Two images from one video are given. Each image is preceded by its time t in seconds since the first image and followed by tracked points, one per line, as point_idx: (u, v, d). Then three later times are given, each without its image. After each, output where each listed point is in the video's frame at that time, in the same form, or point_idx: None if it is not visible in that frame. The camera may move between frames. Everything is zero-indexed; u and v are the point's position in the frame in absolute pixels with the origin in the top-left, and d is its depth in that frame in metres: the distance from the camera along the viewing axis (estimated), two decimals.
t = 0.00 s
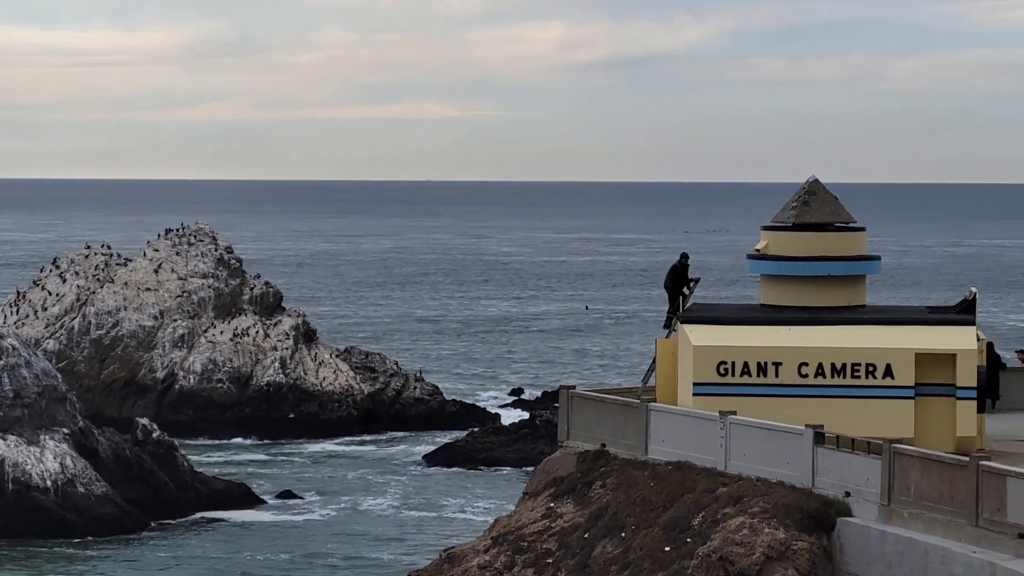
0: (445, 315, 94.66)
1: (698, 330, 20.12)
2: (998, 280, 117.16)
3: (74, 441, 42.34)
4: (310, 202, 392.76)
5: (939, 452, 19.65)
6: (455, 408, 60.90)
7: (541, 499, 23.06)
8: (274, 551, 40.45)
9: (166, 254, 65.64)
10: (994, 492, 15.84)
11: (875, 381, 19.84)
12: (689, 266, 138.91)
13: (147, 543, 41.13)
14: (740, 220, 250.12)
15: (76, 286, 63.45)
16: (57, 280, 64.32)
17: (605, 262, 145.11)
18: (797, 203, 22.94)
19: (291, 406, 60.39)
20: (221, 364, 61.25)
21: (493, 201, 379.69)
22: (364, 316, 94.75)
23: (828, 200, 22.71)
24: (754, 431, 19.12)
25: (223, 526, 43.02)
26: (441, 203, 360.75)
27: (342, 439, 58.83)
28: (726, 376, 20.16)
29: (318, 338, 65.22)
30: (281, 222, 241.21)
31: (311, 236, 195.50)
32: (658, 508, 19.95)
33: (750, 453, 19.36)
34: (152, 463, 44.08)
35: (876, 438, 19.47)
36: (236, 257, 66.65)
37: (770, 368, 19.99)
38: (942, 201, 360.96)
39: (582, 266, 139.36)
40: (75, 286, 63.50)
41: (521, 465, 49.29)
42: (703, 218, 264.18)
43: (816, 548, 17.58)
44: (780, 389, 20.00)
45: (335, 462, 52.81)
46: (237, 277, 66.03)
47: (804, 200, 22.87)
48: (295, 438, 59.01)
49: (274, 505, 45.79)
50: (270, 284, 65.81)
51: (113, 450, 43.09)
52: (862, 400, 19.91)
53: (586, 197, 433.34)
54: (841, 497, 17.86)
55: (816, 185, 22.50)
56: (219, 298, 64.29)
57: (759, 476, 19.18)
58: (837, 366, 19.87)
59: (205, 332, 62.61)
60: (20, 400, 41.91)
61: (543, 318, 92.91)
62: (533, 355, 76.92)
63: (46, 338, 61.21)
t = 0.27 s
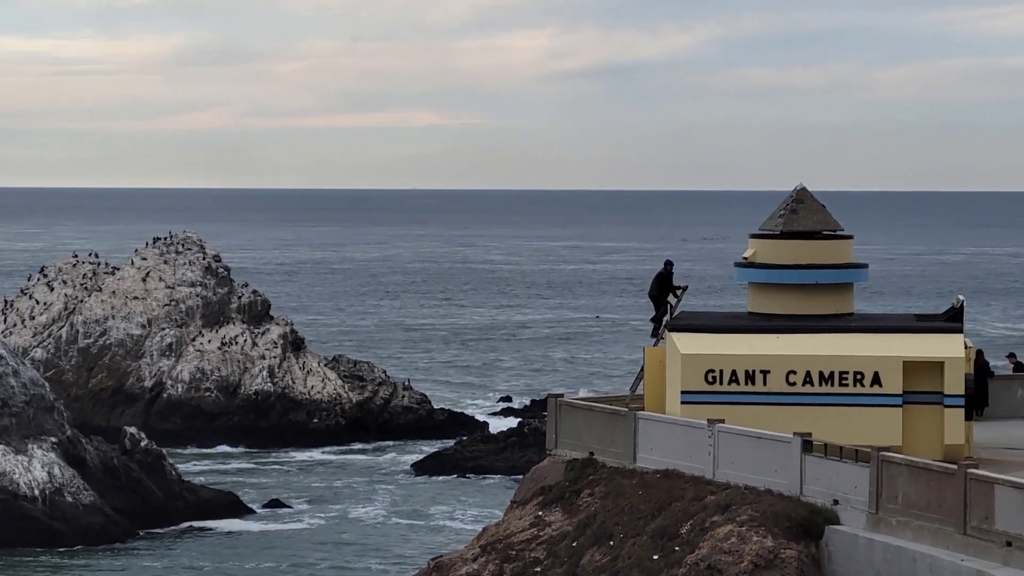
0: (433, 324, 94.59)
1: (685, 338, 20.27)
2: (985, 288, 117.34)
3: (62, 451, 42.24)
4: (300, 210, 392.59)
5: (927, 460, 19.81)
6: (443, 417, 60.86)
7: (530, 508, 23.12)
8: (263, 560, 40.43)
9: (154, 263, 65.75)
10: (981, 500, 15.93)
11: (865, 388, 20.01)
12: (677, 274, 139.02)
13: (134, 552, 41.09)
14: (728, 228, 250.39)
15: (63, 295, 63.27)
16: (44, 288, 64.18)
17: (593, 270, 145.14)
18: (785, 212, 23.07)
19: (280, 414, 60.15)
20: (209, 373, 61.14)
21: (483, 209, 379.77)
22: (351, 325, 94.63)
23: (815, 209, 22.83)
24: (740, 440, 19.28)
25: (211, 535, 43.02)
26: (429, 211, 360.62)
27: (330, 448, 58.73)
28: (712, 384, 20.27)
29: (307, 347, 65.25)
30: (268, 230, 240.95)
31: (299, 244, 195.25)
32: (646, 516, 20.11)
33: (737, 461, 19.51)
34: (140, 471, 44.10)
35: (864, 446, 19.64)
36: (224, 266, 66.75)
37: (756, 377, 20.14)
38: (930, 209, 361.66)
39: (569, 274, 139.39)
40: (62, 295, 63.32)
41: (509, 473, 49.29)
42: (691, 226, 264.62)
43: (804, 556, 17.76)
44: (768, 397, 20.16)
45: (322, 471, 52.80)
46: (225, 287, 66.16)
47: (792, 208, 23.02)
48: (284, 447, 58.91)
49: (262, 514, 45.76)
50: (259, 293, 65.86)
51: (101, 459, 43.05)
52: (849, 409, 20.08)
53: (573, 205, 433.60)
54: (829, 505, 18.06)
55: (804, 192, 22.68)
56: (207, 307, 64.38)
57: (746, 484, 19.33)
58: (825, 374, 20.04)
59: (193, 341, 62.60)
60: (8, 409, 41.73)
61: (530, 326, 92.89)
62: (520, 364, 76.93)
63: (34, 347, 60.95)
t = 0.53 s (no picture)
0: (421, 327, 94.51)
1: (678, 345, 21.58)
2: (974, 291, 117.35)
3: (51, 454, 42.05)
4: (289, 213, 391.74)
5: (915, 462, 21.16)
6: (433, 421, 60.59)
7: (518, 512, 23.54)
8: (253, 564, 40.44)
9: (142, 266, 65.56)
10: (971, 506, 17.03)
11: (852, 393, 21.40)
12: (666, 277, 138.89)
13: (123, 557, 41.05)
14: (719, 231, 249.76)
15: (53, 298, 63.54)
16: (33, 291, 64.26)
17: (582, 273, 144.99)
18: (773, 215, 23.48)
19: (270, 418, 59.98)
20: (198, 377, 60.89)
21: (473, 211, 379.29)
22: (339, 328, 94.50)
23: (804, 212, 23.37)
24: (730, 444, 20.50)
25: (201, 539, 42.99)
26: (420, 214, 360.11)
27: (320, 452, 58.49)
28: (702, 388, 21.73)
29: (296, 350, 64.82)
30: (258, 234, 239.94)
31: (287, 246, 194.73)
32: (637, 519, 21.18)
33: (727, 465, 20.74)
34: (129, 475, 43.99)
35: (854, 450, 20.89)
36: (214, 269, 66.46)
37: (747, 381, 21.52)
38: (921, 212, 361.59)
39: (558, 277, 139.22)
40: (51, 298, 63.59)
41: (499, 477, 49.21)
42: (681, 229, 263.90)
43: (794, 559, 18.96)
44: (757, 401, 21.59)
45: (312, 475, 52.64)
46: (214, 290, 65.76)
47: (780, 211, 23.46)
48: (273, 451, 58.66)
49: (253, 518, 45.69)
50: (248, 295, 65.24)
51: (90, 462, 42.91)
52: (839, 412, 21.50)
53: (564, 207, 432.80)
54: (818, 509, 19.33)
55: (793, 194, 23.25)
56: (196, 311, 63.96)
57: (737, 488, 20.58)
58: (815, 378, 21.46)
59: (182, 345, 62.41)
60: None
61: (518, 330, 92.84)
62: (510, 367, 77.00)
63: (23, 351, 61.27)
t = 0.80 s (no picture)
0: (404, 333, 94.48)
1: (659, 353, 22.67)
2: (956, 296, 117.69)
3: (35, 460, 41.95)
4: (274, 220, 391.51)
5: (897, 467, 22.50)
6: (417, 426, 60.78)
7: (502, 517, 24.25)
8: (236, 569, 40.45)
9: (126, 271, 65.52)
10: (954, 509, 18.18)
11: (834, 395, 22.33)
12: (650, 283, 139.05)
13: (107, 563, 40.97)
14: (702, 237, 249.60)
15: (36, 304, 63.21)
16: (16, 298, 64.12)
17: (566, 279, 144.94)
18: (757, 220, 23.68)
19: (254, 423, 60.29)
20: (183, 382, 61.05)
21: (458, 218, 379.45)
22: (322, 334, 94.42)
23: (788, 216, 23.55)
24: (712, 448, 21.68)
25: (184, 545, 42.92)
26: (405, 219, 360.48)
27: (303, 458, 58.64)
28: (685, 394, 22.63)
29: (280, 356, 65.14)
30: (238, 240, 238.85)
31: (270, 253, 194.65)
32: (620, 524, 22.21)
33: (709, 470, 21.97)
34: (112, 481, 43.90)
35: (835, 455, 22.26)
36: (197, 275, 66.56)
37: (727, 387, 22.54)
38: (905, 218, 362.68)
39: (542, 283, 139.27)
40: (34, 304, 63.25)
41: (483, 482, 49.16)
42: (664, 235, 263.49)
43: (777, 564, 20.28)
44: (740, 405, 22.73)
45: (296, 480, 52.80)
46: (198, 295, 65.85)
47: (764, 217, 23.61)
48: (256, 458, 58.88)
49: (237, 523, 45.56)
50: (232, 302, 65.68)
51: (74, 469, 42.82)
52: (822, 416, 22.77)
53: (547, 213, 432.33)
54: (801, 513, 20.60)
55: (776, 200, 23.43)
56: (180, 316, 64.04)
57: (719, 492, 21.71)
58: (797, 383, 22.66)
59: (166, 350, 62.39)
60: None
61: (502, 335, 92.90)
62: (493, 372, 77.07)
63: (6, 357, 60.57)
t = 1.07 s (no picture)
0: (382, 337, 94.29)
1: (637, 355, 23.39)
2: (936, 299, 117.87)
3: (10, 465, 42.22)
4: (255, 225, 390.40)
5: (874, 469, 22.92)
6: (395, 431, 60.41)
7: (480, 521, 24.72)
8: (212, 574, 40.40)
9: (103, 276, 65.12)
10: (931, 513, 19.29)
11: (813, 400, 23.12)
12: (630, 287, 138.94)
13: (82, 567, 40.88)
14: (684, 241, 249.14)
15: (12, 308, 63.29)
16: None
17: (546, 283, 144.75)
18: (735, 223, 23.70)
19: (231, 428, 59.96)
20: (160, 387, 60.77)
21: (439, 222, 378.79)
22: (299, 338, 94.13)
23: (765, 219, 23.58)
24: (689, 451, 22.62)
25: (160, 549, 42.86)
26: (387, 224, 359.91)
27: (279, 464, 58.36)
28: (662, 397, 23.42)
29: (257, 360, 64.72)
30: (219, 244, 237.84)
31: (249, 258, 193.92)
32: (596, 528, 22.98)
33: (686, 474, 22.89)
34: (90, 486, 43.79)
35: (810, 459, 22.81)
36: (174, 279, 66.04)
37: (706, 389, 23.28)
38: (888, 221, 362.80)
39: (522, 287, 139.04)
40: (10, 308, 63.35)
41: (460, 486, 49.01)
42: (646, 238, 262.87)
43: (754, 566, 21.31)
44: (718, 409, 23.32)
45: (271, 484, 52.63)
46: (176, 300, 65.37)
47: (741, 220, 23.68)
48: (233, 462, 58.67)
49: (215, 528, 45.54)
50: (209, 305, 65.09)
51: (51, 474, 42.80)
52: (799, 419, 23.19)
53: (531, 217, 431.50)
54: (779, 516, 21.61)
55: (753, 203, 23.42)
56: (157, 321, 63.57)
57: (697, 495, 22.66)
58: (774, 387, 23.16)
59: (143, 355, 62.14)
60: None
61: (481, 339, 92.77)
62: (471, 376, 77.03)
63: None
